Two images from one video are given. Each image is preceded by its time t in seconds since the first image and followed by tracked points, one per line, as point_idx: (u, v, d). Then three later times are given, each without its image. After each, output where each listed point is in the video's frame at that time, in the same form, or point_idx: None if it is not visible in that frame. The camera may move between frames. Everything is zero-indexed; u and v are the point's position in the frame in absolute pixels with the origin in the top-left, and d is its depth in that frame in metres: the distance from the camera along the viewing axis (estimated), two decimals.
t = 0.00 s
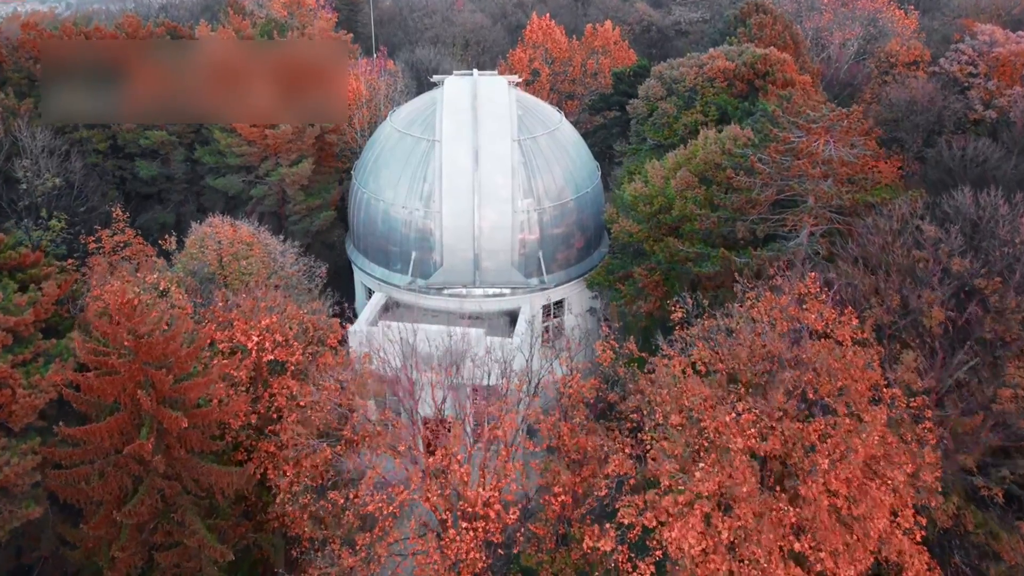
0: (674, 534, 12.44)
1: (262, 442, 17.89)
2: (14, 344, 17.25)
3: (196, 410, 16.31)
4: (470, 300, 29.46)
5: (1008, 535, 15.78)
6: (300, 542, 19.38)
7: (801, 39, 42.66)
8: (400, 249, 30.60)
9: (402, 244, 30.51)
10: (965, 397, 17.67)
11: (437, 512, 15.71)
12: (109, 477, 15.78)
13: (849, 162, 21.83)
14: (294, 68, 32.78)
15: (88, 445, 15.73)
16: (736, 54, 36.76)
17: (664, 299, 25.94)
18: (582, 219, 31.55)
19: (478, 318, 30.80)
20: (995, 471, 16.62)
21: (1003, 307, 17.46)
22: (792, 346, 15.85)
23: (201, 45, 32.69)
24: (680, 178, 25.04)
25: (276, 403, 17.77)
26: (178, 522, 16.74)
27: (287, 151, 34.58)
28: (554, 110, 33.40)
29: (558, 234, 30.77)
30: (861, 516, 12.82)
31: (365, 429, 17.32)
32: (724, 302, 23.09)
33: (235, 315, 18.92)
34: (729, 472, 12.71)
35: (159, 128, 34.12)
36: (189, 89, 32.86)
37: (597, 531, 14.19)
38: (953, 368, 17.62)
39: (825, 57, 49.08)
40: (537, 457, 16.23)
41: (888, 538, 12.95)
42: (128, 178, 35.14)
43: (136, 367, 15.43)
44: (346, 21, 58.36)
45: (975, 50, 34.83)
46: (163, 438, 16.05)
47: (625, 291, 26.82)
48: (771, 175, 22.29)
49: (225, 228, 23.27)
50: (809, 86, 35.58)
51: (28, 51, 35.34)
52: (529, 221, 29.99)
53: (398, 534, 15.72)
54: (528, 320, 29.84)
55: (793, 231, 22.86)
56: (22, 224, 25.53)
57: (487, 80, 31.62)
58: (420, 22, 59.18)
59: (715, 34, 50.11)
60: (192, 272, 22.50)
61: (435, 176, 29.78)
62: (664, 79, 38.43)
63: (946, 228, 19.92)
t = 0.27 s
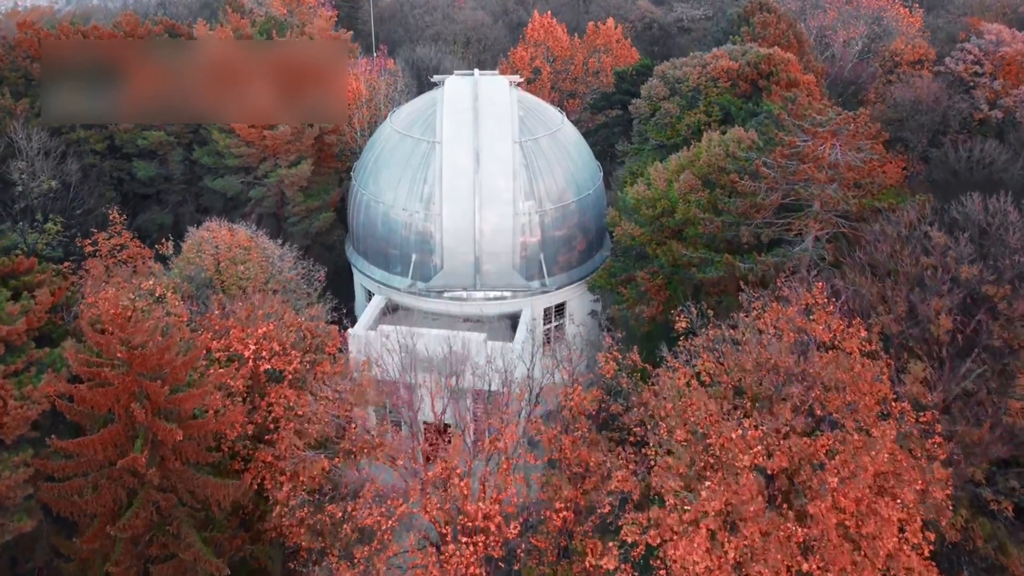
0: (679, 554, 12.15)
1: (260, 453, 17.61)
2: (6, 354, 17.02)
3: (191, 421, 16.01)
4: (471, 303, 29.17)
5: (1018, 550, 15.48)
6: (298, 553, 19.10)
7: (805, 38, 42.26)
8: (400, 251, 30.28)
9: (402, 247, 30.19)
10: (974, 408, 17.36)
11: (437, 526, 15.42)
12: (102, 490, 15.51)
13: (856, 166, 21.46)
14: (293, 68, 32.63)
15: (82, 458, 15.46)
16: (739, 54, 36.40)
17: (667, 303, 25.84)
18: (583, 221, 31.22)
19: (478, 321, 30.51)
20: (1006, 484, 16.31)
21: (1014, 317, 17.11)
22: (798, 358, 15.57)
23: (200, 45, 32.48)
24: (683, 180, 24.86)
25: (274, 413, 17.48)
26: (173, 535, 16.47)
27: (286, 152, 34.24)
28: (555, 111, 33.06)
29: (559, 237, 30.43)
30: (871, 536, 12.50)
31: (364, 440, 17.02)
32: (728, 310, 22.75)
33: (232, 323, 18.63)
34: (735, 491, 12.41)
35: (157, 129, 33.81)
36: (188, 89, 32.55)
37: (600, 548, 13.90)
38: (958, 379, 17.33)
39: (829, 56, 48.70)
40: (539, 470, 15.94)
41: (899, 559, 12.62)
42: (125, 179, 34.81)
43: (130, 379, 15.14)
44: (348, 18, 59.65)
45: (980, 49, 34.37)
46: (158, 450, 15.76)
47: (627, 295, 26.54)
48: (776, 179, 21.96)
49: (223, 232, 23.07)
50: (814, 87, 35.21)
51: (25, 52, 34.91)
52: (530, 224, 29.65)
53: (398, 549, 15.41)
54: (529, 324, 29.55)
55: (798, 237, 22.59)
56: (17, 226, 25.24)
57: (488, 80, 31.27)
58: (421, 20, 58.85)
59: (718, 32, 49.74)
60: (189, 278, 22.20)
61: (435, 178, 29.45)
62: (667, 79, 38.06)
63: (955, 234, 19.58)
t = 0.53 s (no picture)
0: None
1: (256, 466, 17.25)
2: None
3: (185, 436, 15.68)
4: (472, 308, 28.80)
5: None
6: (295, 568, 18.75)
7: (810, 36, 41.75)
8: (400, 254, 29.89)
9: (401, 250, 29.80)
10: (985, 421, 16.99)
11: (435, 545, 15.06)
12: (94, 506, 15.20)
13: (864, 172, 21.02)
14: (292, 69, 32.59)
15: (73, 474, 15.15)
16: (744, 53, 35.94)
17: (671, 308, 25.52)
18: (585, 223, 30.82)
19: (479, 325, 30.16)
20: (1018, 500, 15.94)
21: None
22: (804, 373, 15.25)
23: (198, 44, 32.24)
24: (687, 185, 24.45)
25: (269, 426, 17.13)
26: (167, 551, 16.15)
27: (285, 153, 33.84)
28: (557, 111, 32.65)
29: (561, 240, 30.04)
30: (883, 561, 12.13)
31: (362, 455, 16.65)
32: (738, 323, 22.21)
33: (228, 333, 18.28)
34: (742, 514, 12.06)
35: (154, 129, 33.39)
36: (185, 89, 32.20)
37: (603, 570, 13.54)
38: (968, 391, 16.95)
39: (834, 55, 48.21)
40: (540, 487, 15.60)
41: None
42: (122, 180, 34.43)
43: (121, 394, 14.83)
44: (349, 16, 59.90)
45: (987, 49, 33.44)
46: (151, 466, 15.44)
47: (629, 300, 26.19)
48: (782, 185, 21.54)
49: (219, 238, 22.87)
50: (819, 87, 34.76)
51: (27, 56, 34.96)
52: (532, 227, 29.25)
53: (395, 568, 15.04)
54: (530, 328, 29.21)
55: (804, 243, 22.21)
56: (10, 230, 24.91)
57: (489, 81, 30.88)
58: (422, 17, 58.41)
59: (721, 30, 49.27)
60: (184, 285, 21.85)
61: (435, 180, 29.04)
62: (670, 79, 37.61)
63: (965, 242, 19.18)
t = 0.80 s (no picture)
0: None
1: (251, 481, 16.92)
2: None
3: (177, 453, 15.34)
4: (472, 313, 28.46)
5: None
6: None
7: (814, 36, 41.25)
8: (399, 258, 29.51)
9: (400, 254, 29.42)
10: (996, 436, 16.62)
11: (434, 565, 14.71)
12: (85, 525, 14.87)
13: (872, 179, 20.61)
14: (288, 68, 32.11)
15: (63, 491, 14.80)
16: (748, 53, 35.48)
17: (675, 313, 25.11)
18: (587, 227, 30.41)
19: (479, 330, 29.82)
20: None
21: None
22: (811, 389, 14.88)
23: (193, 44, 31.88)
24: (691, 189, 24.05)
25: (264, 441, 16.78)
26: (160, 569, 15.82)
27: (283, 155, 33.44)
28: (559, 113, 32.22)
29: (563, 244, 29.66)
30: None
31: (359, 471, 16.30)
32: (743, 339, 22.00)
33: (223, 345, 17.91)
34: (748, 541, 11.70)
35: (151, 130, 32.98)
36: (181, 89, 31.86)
37: None
38: (980, 405, 16.57)
39: (839, 54, 47.74)
40: (541, 506, 15.25)
41: None
42: (118, 182, 34.05)
43: (112, 411, 14.47)
44: (348, 13, 59.49)
45: (994, 49, 32.91)
46: (142, 483, 15.09)
47: (631, 306, 25.87)
48: (789, 192, 21.12)
49: (216, 244, 22.48)
50: (824, 88, 34.32)
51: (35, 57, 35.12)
52: (533, 231, 28.86)
53: None
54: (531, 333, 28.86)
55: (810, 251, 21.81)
56: (4, 236, 24.56)
57: (490, 82, 30.45)
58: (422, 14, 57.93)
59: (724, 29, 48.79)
60: (179, 293, 21.49)
61: (435, 184, 28.63)
62: (673, 79, 37.16)
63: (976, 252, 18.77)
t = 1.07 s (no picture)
0: None
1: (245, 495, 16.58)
2: None
3: (170, 469, 14.99)
4: (472, 319, 28.13)
5: None
6: None
7: (819, 35, 40.80)
8: (399, 262, 29.16)
9: (400, 258, 29.07)
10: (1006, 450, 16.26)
11: None
12: (76, 542, 14.56)
13: (880, 185, 20.24)
14: (286, 68, 31.80)
15: (52, 509, 14.46)
16: (752, 53, 35.09)
17: (676, 320, 24.91)
18: (589, 231, 30.05)
19: (480, 335, 29.50)
20: None
21: None
22: (819, 404, 14.53)
23: (190, 45, 31.58)
24: (694, 194, 23.71)
25: (260, 454, 16.47)
26: None
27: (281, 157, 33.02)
28: (560, 115, 31.85)
29: (564, 248, 29.30)
30: None
31: (356, 485, 15.95)
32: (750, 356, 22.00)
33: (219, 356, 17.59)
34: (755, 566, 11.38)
35: (147, 132, 32.64)
36: (178, 89, 31.52)
37: None
38: (990, 419, 16.25)
39: (843, 53, 47.31)
40: (541, 524, 14.93)
41: None
42: (115, 184, 33.75)
43: (103, 427, 14.13)
44: (348, 11, 59.11)
45: (1002, 48, 32.78)
46: (134, 499, 14.76)
47: (634, 311, 25.66)
48: (794, 199, 20.76)
49: (212, 250, 22.18)
50: (829, 89, 33.93)
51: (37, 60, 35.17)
52: (534, 235, 28.49)
53: None
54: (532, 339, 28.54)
55: (816, 258, 21.43)
56: None
57: (490, 83, 30.09)
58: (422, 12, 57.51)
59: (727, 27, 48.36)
60: (175, 300, 21.18)
61: (435, 187, 28.27)
62: (676, 80, 36.76)
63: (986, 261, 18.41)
